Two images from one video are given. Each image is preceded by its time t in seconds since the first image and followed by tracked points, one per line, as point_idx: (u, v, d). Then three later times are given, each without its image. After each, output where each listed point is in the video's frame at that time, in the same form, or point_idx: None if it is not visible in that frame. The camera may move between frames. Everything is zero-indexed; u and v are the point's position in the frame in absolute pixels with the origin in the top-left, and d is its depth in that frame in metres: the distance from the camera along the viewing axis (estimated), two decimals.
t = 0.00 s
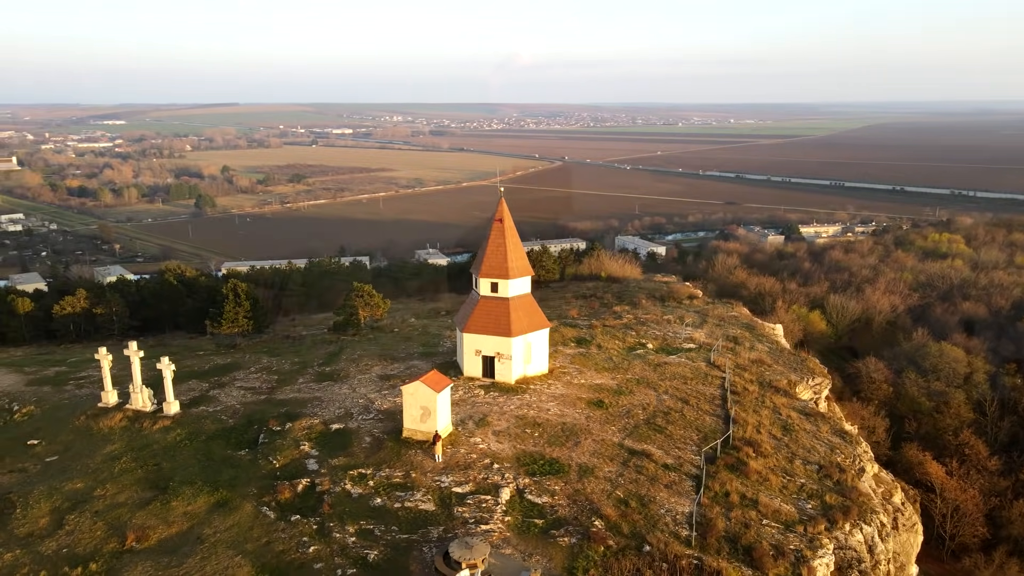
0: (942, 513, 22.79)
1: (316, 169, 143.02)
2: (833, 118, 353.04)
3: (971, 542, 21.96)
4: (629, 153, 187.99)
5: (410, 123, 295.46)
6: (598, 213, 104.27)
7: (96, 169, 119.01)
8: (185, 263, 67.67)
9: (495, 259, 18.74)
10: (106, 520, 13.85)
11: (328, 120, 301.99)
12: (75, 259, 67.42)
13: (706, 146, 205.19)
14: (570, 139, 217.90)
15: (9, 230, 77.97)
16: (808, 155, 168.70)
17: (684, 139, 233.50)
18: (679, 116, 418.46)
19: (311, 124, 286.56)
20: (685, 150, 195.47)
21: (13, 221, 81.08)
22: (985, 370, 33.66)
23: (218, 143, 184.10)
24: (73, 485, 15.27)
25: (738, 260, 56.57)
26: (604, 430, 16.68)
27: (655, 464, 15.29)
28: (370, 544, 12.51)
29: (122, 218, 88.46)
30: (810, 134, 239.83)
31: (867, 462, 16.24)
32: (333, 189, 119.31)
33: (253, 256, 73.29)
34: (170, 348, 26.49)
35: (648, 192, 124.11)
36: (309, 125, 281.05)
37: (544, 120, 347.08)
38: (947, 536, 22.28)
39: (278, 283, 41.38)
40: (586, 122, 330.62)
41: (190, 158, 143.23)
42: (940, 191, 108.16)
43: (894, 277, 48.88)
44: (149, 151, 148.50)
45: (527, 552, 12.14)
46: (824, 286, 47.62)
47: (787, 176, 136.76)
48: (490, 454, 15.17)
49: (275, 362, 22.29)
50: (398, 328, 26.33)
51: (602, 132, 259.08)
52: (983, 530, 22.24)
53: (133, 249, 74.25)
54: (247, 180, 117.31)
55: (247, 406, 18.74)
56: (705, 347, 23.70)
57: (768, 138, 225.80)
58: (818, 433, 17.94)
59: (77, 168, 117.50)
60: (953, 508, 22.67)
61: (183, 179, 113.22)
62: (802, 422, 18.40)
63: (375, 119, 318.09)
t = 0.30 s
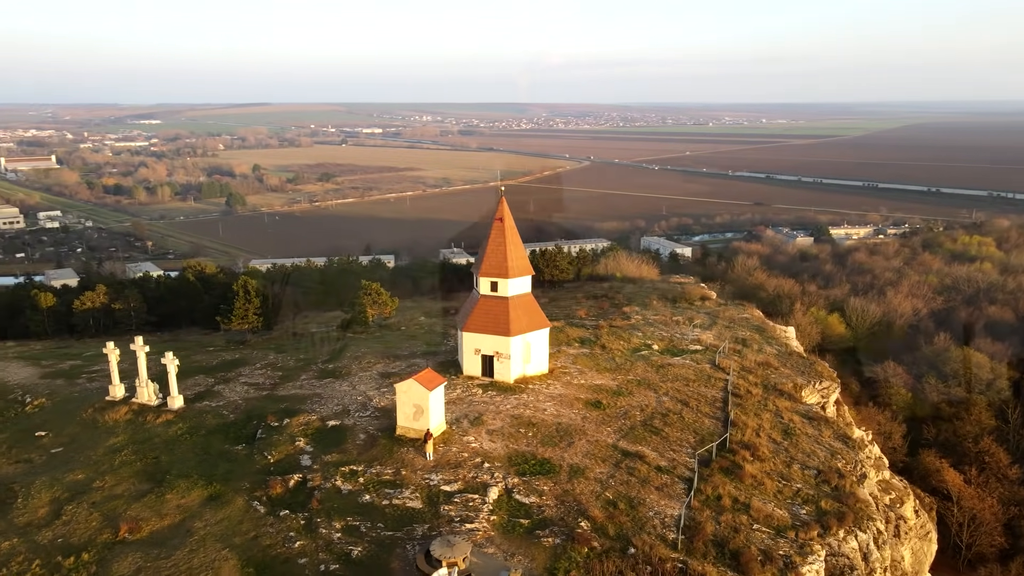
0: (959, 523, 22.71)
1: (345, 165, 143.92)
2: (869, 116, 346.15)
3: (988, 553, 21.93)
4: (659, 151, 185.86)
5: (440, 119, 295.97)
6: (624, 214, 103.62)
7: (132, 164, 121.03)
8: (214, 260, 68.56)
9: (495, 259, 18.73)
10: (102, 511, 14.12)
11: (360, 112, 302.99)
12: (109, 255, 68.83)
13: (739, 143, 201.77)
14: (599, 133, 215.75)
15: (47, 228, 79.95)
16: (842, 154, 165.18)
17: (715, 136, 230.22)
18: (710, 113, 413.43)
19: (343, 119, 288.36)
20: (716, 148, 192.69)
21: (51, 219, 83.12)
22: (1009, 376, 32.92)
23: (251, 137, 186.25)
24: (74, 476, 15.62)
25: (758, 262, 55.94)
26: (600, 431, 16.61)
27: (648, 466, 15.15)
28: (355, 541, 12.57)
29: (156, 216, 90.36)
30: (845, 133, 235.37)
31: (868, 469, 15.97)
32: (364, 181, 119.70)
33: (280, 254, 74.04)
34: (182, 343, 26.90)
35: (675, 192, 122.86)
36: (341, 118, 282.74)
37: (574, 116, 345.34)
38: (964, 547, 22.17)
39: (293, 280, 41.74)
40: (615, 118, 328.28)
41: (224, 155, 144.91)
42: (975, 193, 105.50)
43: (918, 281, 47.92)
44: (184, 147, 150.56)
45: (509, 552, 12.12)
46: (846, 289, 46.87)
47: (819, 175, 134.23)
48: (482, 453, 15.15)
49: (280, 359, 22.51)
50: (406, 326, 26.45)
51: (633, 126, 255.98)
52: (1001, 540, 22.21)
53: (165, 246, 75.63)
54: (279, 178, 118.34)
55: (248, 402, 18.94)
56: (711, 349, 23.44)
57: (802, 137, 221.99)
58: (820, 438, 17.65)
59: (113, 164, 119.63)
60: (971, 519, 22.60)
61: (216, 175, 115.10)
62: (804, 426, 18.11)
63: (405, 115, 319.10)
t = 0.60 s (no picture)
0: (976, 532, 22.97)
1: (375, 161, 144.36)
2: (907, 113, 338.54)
3: (1006, 563, 22.22)
4: (690, 149, 184.33)
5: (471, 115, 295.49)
6: (649, 215, 102.86)
7: (166, 159, 122.67)
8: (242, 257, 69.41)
9: (495, 257, 18.71)
10: (99, 502, 14.39)
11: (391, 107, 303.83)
12: (141, 253, 70.03)
13: (771, 141, 198.03)
14: (628, 130, 213.36)
15: (84, 226, 81.83)
16: (878, 152, 161.13)
17: (747, 134, 226.26)
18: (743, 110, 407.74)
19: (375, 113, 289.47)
20: (748, 146, 189.40)
21: (87, 217, 85.07)
22: None
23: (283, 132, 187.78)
24: (76, 468, 15.97)
25: (779, 264, 55.08)
26: (595, 431, 16.52)
27: (640, 468, 15.01)
28: (340, 537, 12.64)
29: (186, 214, 91.40)
30: (881, 132, 230.34)
31: (867, 475, 15.69)
32: (390, 176, 119.34)
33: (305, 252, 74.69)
34: (194, 338, 27.31)
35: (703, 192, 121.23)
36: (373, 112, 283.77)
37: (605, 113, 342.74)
38: (980, 556, 22.63)
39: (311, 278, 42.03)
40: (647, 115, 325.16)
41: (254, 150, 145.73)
42: (1012, 196, 102.68)
43: (943, 284, 46.84)
44: (217, 143, 152.10)
45: (491, 551, 12.11)
46: (868, 293, 46.03)
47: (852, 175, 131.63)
48: (474, 452, 15.15)
49: (285, 356, 22.73)
50: (414, 325, 26.61)
51: (663, 122, 252.74)
52: (1018, 550, 22.32)
53: (196, 244, 76.77)
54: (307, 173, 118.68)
55: (250, 397, 19.17)
56: (718, 351, 23.14)
57: (837, 136, 217.68)
58: (821, 442, 17.34)
59: (148, 160, 121.37)
60: (988, 528, 22.98)
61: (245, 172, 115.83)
62: (805, 431, 17.80)
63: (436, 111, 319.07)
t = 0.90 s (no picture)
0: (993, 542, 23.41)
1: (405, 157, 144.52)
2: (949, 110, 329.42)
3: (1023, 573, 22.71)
4: (722, 147, 181.80)
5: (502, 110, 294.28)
6: (677, 216, 101.86)
7: (199, 154, 123.86)
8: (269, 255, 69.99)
9: (495, 257, 18.69)
10: (97, 494, 14.70)
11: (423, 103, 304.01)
12: (172, 250, 70.95)
13: (806, 140, 193.38)
14: (660, 129, 211.26)
15: (119, 224, 83.55)
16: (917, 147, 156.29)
17: (782, 132, 220.99)
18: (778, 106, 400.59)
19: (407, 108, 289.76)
20: (781, 145, 185.21)
21: (122, 215, 86.66)
22: None
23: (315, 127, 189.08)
24: (78, 460, 16.32)
25: (801, 266, 54.26)
26: (590, 432, 16.42)
27: (632, 470, 14.90)
28: (326, 533, 12.74)
29: (218, 212, 90.73)
30: (922, 130, 224.26)
31: (867, 481, 15.37)
32: (418, 163, 118.51)
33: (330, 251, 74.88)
34: (205, 334, 27.66)
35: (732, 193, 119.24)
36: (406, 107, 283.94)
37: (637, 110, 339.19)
38: (997, 567, 23.11)
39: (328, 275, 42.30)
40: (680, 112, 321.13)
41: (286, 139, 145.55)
42: None
43: (968, 287, 45.78)
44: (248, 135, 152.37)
45: (474, 550, 12.12)
46: (890, 296, 45.14)
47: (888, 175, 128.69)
48: (466, 451, 15.16)
49: (291, 353, 22.96)
50: (421, 324, 26.67)
51: (694, 120, 248.40)
52: None
53: (225, 241, 77.72)
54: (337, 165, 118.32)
55: (252, 393, 19.40)
56: (724, 353, 22.85)
57: (876, 134, 212.67)
58: (822, 447, 17.04)
59: (182, 154, 121.55)
60: (1005, 538, 23.28)
61: (278, 166, 114.25)
62: (807, 435, 17.51)
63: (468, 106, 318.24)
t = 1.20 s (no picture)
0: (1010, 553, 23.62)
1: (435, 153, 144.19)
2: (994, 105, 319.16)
3: None
4: (756, 144, 178.42)
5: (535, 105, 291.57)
6: (704, 216, 100.58)
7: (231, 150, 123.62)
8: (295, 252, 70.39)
9: (495, 256, 18.69)
10: (96, 485, 15.00)
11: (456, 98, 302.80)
12: (201, 246, 71.89)
13: (841, 135, 188.08)
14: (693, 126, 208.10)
15: (151, 221, 84.84)
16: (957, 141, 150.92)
17: (817, 128, 215.08)
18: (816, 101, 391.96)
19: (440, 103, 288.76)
20: (815, 140, 180.41)
21: (155, 212, 87.49)
22: None
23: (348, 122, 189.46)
24: (82, 452, 16.66)
25: (822, 268, 53.40)
26: (584, 433, 16.33)
27: (624, 472, 14.80)
28: (312, 529, 12.84)
29: (248, 210, 90.98)
30: (966, 126, 217.25)
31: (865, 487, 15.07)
32: (447, 155, 116.75)
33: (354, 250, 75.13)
34: (217, 330, 28.06)
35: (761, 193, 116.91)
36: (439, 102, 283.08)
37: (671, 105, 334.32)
38: None
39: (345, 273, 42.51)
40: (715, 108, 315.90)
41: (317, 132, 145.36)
42: None
43: (995, 291, 44.63)
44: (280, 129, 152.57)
45: (457, 549, 12.14)
46: (913, 300, 44.19)
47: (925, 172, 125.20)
48: (457, 450, 15.15)
49: (296, 350, 23.17)
50: (429, 323, 26.72)
51: (727, 117, 243.57)
52: None
53: (254, 239, 78.45)
54: (366, 160, 117.66)
55: (255, 389, 19.63)
56: (731, 355, 22.57)
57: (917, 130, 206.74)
58: (822, 452, 16.77)
59: (214, 153, 120.69)
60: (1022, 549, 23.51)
61: (308, 163, 112.89)
62: (808, 439, 17.23)
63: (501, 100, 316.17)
